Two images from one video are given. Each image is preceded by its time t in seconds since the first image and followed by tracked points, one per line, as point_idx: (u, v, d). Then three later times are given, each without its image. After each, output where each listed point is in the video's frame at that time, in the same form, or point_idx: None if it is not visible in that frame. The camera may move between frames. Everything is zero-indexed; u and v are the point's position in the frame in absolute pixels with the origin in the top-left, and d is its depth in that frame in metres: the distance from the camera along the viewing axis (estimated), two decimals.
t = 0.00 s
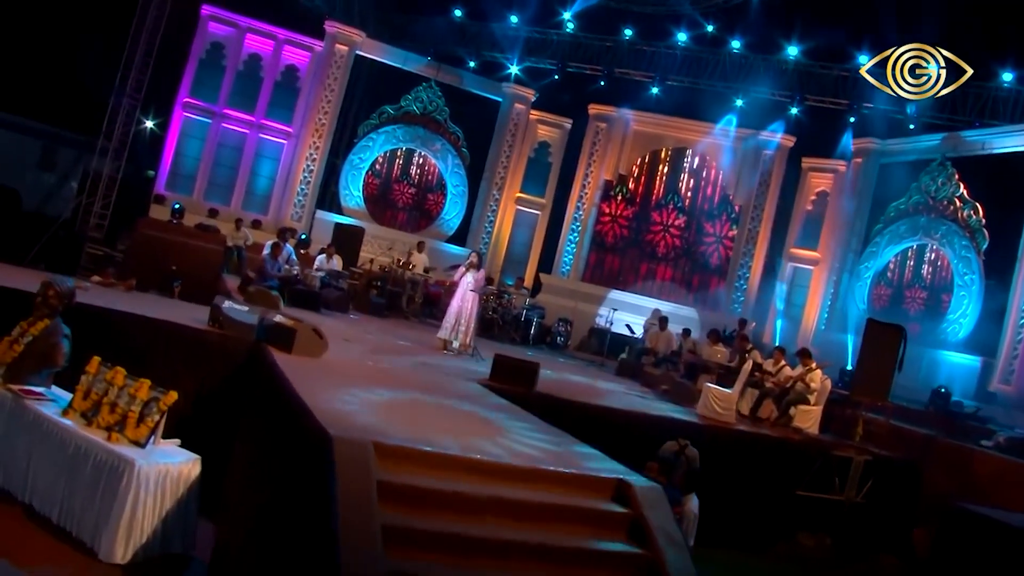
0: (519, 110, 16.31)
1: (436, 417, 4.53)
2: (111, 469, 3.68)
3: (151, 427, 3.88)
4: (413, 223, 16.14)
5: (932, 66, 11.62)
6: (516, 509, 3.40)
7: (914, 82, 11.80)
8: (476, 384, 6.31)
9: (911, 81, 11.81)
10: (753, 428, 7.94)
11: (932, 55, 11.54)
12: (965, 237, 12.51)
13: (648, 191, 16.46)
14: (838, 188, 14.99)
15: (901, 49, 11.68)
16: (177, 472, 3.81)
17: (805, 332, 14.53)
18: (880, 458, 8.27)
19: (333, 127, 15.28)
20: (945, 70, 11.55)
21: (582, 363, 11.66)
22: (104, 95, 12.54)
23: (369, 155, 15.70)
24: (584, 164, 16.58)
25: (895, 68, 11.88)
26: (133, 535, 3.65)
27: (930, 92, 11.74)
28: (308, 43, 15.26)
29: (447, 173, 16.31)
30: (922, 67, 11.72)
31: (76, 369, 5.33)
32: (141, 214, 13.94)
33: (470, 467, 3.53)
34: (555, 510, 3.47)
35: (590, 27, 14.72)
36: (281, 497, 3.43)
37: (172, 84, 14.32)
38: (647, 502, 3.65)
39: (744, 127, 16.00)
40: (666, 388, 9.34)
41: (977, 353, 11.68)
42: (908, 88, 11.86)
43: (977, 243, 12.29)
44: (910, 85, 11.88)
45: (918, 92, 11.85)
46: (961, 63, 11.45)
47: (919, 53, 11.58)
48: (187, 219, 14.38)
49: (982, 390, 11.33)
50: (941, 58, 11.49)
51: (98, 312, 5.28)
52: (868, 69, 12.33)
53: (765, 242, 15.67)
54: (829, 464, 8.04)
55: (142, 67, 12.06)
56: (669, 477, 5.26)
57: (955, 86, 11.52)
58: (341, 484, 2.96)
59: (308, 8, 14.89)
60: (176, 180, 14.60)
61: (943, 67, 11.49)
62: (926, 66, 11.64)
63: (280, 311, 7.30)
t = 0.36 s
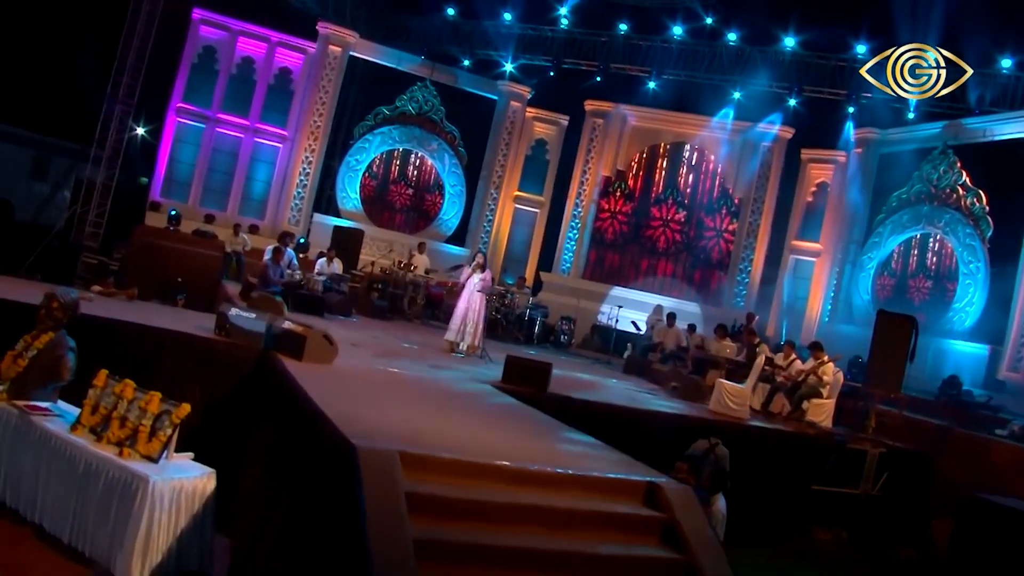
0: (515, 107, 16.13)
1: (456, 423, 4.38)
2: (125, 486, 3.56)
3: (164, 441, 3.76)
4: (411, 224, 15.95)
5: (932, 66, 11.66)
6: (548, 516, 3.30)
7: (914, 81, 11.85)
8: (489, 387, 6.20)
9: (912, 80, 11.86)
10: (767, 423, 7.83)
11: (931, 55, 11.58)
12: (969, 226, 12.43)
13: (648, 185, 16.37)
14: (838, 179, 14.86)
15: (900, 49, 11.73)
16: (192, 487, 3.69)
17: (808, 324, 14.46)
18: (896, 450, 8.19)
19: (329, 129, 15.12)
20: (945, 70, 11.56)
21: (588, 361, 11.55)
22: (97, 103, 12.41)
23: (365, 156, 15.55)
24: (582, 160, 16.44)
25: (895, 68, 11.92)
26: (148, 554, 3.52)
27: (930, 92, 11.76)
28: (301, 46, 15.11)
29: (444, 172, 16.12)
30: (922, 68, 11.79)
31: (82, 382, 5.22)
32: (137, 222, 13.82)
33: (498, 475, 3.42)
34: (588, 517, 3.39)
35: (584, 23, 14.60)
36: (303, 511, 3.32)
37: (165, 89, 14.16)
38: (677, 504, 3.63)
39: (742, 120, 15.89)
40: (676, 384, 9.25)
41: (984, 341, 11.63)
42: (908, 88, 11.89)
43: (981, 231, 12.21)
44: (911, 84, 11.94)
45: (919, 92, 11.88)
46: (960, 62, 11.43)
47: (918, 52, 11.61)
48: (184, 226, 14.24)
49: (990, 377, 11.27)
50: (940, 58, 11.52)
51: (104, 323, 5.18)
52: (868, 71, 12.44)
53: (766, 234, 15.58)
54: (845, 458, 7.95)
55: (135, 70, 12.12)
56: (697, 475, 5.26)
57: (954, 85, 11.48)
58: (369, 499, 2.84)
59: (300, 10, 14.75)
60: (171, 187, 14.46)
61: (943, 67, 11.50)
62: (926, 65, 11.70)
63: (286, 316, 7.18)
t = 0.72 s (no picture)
0: (512, 105, 15.85)
1: (476, 430, 4.24)
2: (139, 504, 3.41)
3: (178, 455, 3.59)
4: (410, 225, 15.74)
5: (932, 66, 11.41)
6: (583, 523, 3.20)
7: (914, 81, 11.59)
8: (504, 389, 6.08)
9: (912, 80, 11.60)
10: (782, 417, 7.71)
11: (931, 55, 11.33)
12: (974, 214, 12.33)
13: (648, 177, 16.13)
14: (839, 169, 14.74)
15: (900, 49, 11.48)
16: (209, 502, 3.54)
17: (813, 317, 14.40)
18: (913, 442, 8.09)
19: (325, 131, 14.96)
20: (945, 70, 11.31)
21: (595, 359, 11.40)
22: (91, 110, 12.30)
23: (363, 158, 15.33)
24: (581, 157, 16.23)
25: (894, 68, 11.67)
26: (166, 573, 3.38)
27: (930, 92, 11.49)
28: (295, 47, 14.93)
29: (442, 172, 15.85)
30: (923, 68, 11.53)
31: (88, 394, 5.10)
32: (134, 229, 13.68)
33: (529, 481, 3.30)
34: (623, 522, 3.29)
35: (579, 19, 14.48)
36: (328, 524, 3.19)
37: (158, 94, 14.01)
38: (711, 505, 3.53)
39: (740, 112, 15.79)
40: (687, 380, 9.17)
41: (993, 330, 11.54)
42: (909, 88, 11.67)
43: (987, 219, 12.12)
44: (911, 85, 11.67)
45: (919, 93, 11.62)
46: (960, 62, 11.21)
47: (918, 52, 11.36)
48: (181, 232, 14.11)
49: (1001, 366, 11.17)
50: (941, 58, 11.26)
51: (114, 332, 5.11)
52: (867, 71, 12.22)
53: (768, 227, 15.47)
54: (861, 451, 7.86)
55: (129, 77, 11.97)
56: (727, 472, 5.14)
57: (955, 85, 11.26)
58: (402, 511, 2.73)
59: (292, 12, 14.59)
60: (167, 193, 14.33)
61: (943, 67, 11.26)
62: (926, 66, 11.45)
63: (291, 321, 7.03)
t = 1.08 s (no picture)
0: (507, 102, 15.72)
1: (496, 434, 4.12)
2: (153, 522, 3.28)
3: (191, 469, 3.45)
4: (407, 226, 15.53)
5: (931, 66, 11.85)
6: (617, 529, 3.10)
7: (915, 82, 12.01)
8: (517, 390, 5.97)
9: (913, 80, 12.02)
10: (795, 411, 7.62)
11: (931, 56, 11.77)
12: (977, 201, 12.23)
13: (645, 171, 16.09)
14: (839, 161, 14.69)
15: (901, 48, 11.83)
16: (225, 517, 3.41)
17: (816, 309, 14.37)
18: (926, 432, 8.02)
19: (319, 133, 14.79)
20: (945, 70, 11.75)
21: (601, 356, 11.28)
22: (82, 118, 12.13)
23: (358, 159, 15.17)
24: (577, 154, 16.09)
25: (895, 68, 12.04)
26: None
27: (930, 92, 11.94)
28: (287, 49, 14.80)
29: (438, 171, 15.76)
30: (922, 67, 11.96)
31: (93, 408, 4.98)
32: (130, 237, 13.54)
33: (558, 487, 3.21)
34: (658, 526, 3.20)
35: (573, 14, 14.34)
36: (352, 538, 3.09)
37: (149, 100, 13.85)
38: (747, 504, 3.46)
39: (735, 105, 15.65)
40: (697, 375, 9.08)
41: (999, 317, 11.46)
42: (908, 88, 12.07)
43: (990, 205, 12.03)
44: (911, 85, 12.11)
45: (919, 92, 12.06)
46: (961, 62, 11.53)
47: (918, 53, 11.79)
48: (177, 238, 13.98)
49: (1007, 353, 11.05)
50: (940, 58, 11.70)
51: (116, 344, 4.96)
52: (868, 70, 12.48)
53: (768, 219, 15.34)
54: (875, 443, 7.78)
55: (120, 82, 11.78)
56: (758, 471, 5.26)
57: (955, 86, 11.71)
58: (433, 524, 2.63)
59: (283, 13, 14.43)
60: (161, 200, 14.20)
61: (944, 67, 11.69)
62: (926, 65, 11.88)
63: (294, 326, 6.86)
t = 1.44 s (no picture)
0: (502, 100, 15.58)
1: (516, 438, 3.99)
2: (169, 538, 3.15)
3: (206, 483, 3.33)
4: (406, 227, 15.35)
5: (932, 66, 11.24)
6: (657, 534, 3.01)
7: (914, 82, 11.38)
8: (531, 391, 5.87)
9: (912, 80, 11.36)
10: (810, 405, 7.55)
11: (932, 56, 11.20)
12: (981, 188, 12.15)
13: (642, 168, 15.85)
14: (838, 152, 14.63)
15: (901, 47, 11.24)
16: (242, 532, 3.28)
17: (820, 301, 14.36)
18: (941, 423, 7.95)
19: (314, 135, 14.62)
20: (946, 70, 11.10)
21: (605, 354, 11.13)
22: (73, 125, 12.00)
23: (354, 160, 15.00)
24: (575, 150, 15.92)
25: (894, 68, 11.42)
26: None
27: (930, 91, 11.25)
28: (279, 50, 14.63)
29: (436, 172, 15.52)
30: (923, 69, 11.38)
31: (99, 420, 4.85)
32: (125, 244, 13.40)
33: (593, 492, 3.10)
34: (697, 531, 3.12)
35: (567, 9, 14.20)
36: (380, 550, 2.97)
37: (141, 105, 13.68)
38: (784, 504, 3.39)
39: (732, 97, 15.45)
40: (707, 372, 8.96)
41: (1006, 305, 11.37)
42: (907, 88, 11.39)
43: (994, 193, 11.94)
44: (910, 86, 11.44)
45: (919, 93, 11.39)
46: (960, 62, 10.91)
47: (919, 52, 11.21)
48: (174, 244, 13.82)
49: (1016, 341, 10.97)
50: (941, 58, 11.10)
51: (121, 354, 4.83)
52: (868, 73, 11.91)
53: (768, 212, 15.17)
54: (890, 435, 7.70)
55: (111, 88, 11.63)
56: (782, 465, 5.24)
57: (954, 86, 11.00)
58: (470, 537, 2.52)
59: (275, 14, 14.27)
60: (156, 205, 14.03)
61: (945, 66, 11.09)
62: (926, 66, 11.27)
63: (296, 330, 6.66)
